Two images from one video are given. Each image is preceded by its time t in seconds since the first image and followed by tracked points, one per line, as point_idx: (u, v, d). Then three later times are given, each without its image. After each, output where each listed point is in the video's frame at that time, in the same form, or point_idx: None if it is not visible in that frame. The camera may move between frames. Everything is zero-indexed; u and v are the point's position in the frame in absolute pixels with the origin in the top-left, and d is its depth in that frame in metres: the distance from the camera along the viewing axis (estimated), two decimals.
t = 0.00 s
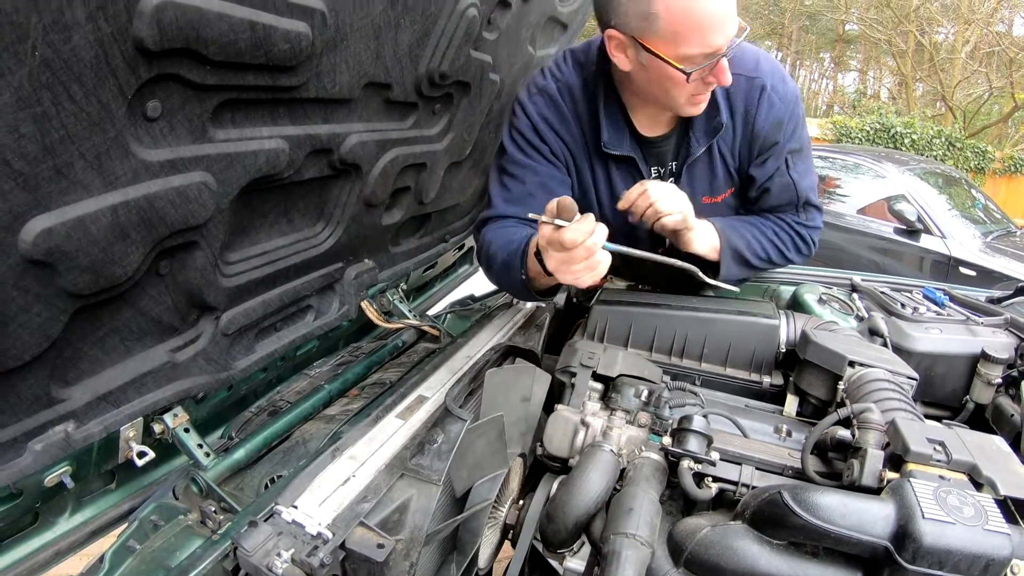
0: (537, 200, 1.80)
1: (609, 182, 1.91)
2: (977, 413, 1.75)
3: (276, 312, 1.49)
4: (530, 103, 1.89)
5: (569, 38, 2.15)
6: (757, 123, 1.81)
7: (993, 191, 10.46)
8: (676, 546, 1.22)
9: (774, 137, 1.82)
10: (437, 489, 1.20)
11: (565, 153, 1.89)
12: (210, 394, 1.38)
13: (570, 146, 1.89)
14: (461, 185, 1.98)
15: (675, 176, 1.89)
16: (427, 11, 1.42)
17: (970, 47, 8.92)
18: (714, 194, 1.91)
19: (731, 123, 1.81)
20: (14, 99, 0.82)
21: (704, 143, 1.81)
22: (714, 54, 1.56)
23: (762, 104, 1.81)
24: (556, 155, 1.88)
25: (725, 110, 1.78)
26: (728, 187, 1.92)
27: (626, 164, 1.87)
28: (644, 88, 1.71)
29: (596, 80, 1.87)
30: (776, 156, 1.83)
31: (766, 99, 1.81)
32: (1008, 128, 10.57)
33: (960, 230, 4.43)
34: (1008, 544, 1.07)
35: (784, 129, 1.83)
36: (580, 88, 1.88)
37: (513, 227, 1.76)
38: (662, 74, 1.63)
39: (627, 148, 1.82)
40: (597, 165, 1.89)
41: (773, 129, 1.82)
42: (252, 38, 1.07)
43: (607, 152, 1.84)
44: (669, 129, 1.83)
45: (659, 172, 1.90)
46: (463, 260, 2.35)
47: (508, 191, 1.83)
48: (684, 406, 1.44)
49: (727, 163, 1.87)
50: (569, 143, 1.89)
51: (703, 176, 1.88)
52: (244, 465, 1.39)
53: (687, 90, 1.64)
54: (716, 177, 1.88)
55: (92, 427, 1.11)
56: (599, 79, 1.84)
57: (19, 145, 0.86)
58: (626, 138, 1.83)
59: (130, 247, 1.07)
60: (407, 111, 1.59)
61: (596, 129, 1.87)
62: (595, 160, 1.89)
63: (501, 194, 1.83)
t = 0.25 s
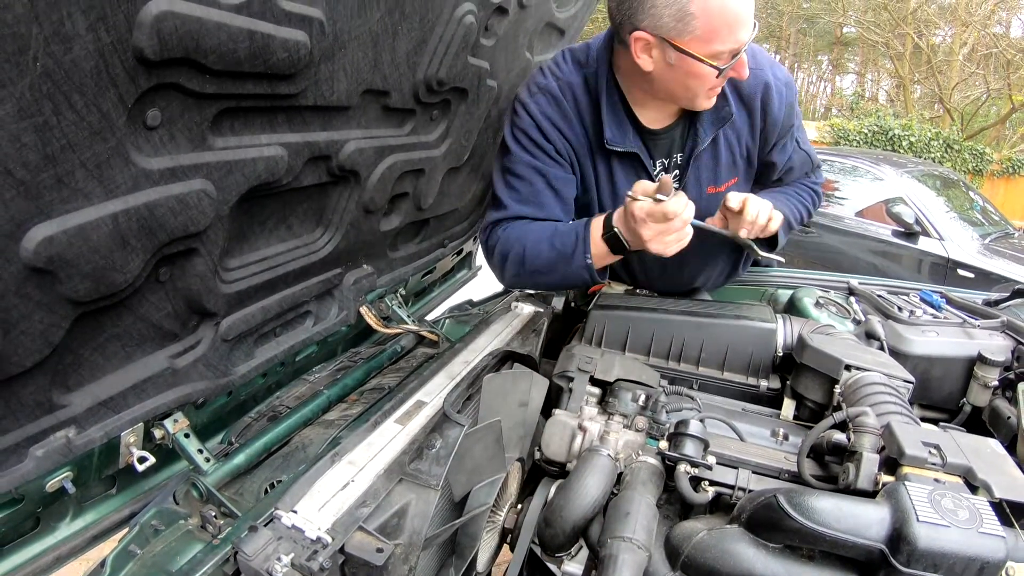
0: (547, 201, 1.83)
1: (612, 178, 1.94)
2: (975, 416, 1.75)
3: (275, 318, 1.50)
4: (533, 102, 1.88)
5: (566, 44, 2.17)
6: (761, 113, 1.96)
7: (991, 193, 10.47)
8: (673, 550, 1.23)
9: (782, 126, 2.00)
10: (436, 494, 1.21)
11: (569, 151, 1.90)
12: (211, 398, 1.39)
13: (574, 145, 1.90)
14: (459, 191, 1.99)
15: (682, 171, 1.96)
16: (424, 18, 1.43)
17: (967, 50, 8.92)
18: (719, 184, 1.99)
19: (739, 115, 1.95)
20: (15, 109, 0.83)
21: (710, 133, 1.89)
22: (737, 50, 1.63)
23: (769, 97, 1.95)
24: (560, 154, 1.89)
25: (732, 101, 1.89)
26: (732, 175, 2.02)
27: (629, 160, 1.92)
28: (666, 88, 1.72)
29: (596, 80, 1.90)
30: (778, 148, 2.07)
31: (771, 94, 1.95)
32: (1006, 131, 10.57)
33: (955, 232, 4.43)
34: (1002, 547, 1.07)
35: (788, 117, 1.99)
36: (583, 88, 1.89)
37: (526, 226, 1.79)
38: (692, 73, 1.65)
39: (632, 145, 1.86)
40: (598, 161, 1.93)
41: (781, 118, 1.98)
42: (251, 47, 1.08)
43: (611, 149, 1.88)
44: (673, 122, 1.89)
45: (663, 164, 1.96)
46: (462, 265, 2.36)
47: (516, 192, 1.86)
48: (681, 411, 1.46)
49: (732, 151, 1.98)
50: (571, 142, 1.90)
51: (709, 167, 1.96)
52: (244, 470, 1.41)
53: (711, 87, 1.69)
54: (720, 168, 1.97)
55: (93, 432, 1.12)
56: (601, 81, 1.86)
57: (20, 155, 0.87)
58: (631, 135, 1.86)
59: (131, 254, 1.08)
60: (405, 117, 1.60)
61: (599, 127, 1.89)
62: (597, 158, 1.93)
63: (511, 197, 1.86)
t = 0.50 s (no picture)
0: (552, 211, 1.87)
1: (617, 185, 1.98)
2: (965, 423, 1.78)
3: (274, 329, 1.53)
4: (539, 111, 1.91)
5: (560, 57, 2.20)
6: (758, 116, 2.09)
7: (987, 198, 10.52)
8: (663, 557, 1.26)
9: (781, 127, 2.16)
10: (432, 502, 1.24)
11: (573, 161, 1.93)
12: (211, 410, 1.42)
13: (579, 154, 1.93)
14: (455, 202, 2.03)
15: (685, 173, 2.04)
16: (420, 35, 1.46)
17: (962, 54, 8.89)
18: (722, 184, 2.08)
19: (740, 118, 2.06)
20: (23, 133, 0.86)
21: (714, 137, 1.98)
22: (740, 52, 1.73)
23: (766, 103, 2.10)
24: (566, 164, 1.92)
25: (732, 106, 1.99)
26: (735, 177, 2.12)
27: (635, 164, 1.96)
28: (669, 88, 1.81)
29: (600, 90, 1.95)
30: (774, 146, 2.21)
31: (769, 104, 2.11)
32: (1003, 134, 10.61)
33: (952, 237, 4.49)
34: (985, 553, 1.10)
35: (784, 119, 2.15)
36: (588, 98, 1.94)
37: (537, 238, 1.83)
38: (697, 73, 1.74)
39: (640, 149, 1.91)
40: (604, 167, 1.97)
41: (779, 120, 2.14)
42: (250, 68, 1.11)
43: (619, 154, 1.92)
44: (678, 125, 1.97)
45: (669, 168, 2.03)
46: (458, 275, 2.39)
47: (525, 204, 1.89)
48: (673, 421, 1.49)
49: (733, 152, 2.08)
50: (576, 151, 1.93)
51: (712, 169, 2.05)
52: (244, 479, 1.44)
53: (715, 87, 1.78)
54: (723, 169, 2.06)
55: (98, 443, 1.15)
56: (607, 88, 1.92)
57: (28, 177, 0.90)
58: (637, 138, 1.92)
59: (134, 270, 1.10)
60: (402, 131, 1.63)
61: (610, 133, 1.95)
62: (603, 163, 1.97)
63: (517, 208, 1.89)
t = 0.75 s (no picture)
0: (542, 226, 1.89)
1: (614, 197, 2.01)
2: (954, 429, 1.80)
3: (271, 340, 1.56)
4: (532, 125, 1.95)
5: (553, 69, 2.23)
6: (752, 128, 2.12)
7: (981, 203, 10.58)
8: (653, 564, 1.28)
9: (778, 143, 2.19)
10: (425, 511, 1.27)
11: (566, 178, 1.95)
12: (209, 419, 1.44)
13: (572, 167, 1.96)
14: (449, 213, 2.06)
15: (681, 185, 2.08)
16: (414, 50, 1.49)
17: (955, 61, 8.91)
18: (716, 197, 2.10)
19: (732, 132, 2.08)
20: (27, 153, 0.89)
21: (710, 148, 2.02)
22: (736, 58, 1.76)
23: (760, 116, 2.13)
24: (557, 179, 1.93)
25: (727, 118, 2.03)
26: (729, 190, 2.14)
27: (631, 174, 1.99)
28: (667, 93, 1.84)
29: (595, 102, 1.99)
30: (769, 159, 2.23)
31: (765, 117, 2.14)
32: (998, 139, 10.68)
33: (947, 245, 4.70)
34: (968, 560, 1.12)
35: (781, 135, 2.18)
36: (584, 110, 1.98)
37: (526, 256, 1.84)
38: (693, 77, 1.77)
39: (640, 159, 1.95)
40: (602, 180, 2.00)
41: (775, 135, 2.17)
42: (247, 87, 1.13)
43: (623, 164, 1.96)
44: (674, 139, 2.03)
45: (666, 179, 2.07)
46: (453, 284, 2.42)
47: (514, 219, 1.91)
48: (661, 429, 1.55)
49: (727, 164, 2.11)
50: (569, 164, 1.96)
51: (707, 181, 2.08)
52: (242, 488, 1.46)
53: (711, 93, 1.81)
54: (717, 182, 2.09)
55: (98, 453, 1.17)
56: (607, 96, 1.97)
57: (32, 195, 0.92)
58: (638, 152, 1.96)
59: (134, 284, 1.13)
60: (396, 145, 1.66)
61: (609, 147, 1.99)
62: (600, 175, 2.00)
63: (507, 223, 1.91)
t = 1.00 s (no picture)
0: (528, 242, 1.97)
1: (607, 209, 2.08)
2: (943, 436, 1.82)
3: (264, 347, 1.56)
4: (524, 141, 2.05)
5: (545, 78, 2.25)
6: (746, 142, 2.13)
7: (974, 210, 10.65)
8: (642, 571, 1.29)
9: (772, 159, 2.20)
10: (416, 518, 1.29)
11: (556, 191, 2.03)
12: (203, 426, 1.45)
13: (563, 183, 2.04)
14: (441, 221, 2.07)
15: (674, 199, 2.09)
16: (407, 60, 1.50)
17: (948, 69, 9.05)
18: (708, 210, 2.13)
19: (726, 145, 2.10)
20: (22, 162, 0.89)
21: (704, 163, 2.05)
22: (680, 74, 1.76)
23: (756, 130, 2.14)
24: (548, 194, 2.02)
25: (720, 132, 2.05)
26: (722, 204, 2.17)
27: (624, 187, 2.05)
28: (622, 93, 1.93)
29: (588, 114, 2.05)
30: (762, 173, 2.23)
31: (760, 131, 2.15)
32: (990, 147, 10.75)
33: (937, 251, 4.74)
34: (953, 566, 1.13)
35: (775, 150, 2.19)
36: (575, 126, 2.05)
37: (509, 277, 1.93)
38: (634, 81, 1.84)
39: (632, 172, 2.00)
40: (597, 191, 2.06)
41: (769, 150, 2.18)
42: (241, 97, 1.14)
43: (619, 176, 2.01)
44: (667, 153, 2.03)
45: (660, 192, 2.08)
46: (445, 292, 2.43)
47: (502, 234, 2.01)
48: (651, 437, 1.56)
49: (720, 178, 2.13)
50: (561, 179, 2.04)
51: (700, 194, 2.10)
52: (234, 494, 1.46)
53: (653, 105, 1.84)
54: (710, 196, 2.12)
55: (91, 459, 1.17)
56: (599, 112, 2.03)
57: (27, 204, 0.92)
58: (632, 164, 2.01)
59: (128, 292, 1.13)
60: (389, 154, 1.67)
61: (604, 159, 2.04)
62: (593, 187, 2.06)
63: (495, 239, 2.01)
